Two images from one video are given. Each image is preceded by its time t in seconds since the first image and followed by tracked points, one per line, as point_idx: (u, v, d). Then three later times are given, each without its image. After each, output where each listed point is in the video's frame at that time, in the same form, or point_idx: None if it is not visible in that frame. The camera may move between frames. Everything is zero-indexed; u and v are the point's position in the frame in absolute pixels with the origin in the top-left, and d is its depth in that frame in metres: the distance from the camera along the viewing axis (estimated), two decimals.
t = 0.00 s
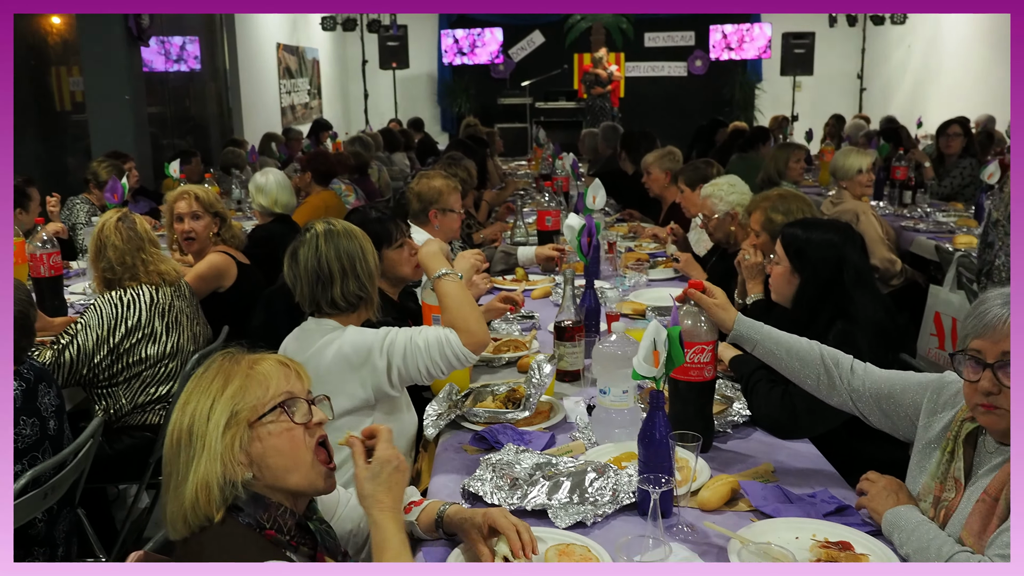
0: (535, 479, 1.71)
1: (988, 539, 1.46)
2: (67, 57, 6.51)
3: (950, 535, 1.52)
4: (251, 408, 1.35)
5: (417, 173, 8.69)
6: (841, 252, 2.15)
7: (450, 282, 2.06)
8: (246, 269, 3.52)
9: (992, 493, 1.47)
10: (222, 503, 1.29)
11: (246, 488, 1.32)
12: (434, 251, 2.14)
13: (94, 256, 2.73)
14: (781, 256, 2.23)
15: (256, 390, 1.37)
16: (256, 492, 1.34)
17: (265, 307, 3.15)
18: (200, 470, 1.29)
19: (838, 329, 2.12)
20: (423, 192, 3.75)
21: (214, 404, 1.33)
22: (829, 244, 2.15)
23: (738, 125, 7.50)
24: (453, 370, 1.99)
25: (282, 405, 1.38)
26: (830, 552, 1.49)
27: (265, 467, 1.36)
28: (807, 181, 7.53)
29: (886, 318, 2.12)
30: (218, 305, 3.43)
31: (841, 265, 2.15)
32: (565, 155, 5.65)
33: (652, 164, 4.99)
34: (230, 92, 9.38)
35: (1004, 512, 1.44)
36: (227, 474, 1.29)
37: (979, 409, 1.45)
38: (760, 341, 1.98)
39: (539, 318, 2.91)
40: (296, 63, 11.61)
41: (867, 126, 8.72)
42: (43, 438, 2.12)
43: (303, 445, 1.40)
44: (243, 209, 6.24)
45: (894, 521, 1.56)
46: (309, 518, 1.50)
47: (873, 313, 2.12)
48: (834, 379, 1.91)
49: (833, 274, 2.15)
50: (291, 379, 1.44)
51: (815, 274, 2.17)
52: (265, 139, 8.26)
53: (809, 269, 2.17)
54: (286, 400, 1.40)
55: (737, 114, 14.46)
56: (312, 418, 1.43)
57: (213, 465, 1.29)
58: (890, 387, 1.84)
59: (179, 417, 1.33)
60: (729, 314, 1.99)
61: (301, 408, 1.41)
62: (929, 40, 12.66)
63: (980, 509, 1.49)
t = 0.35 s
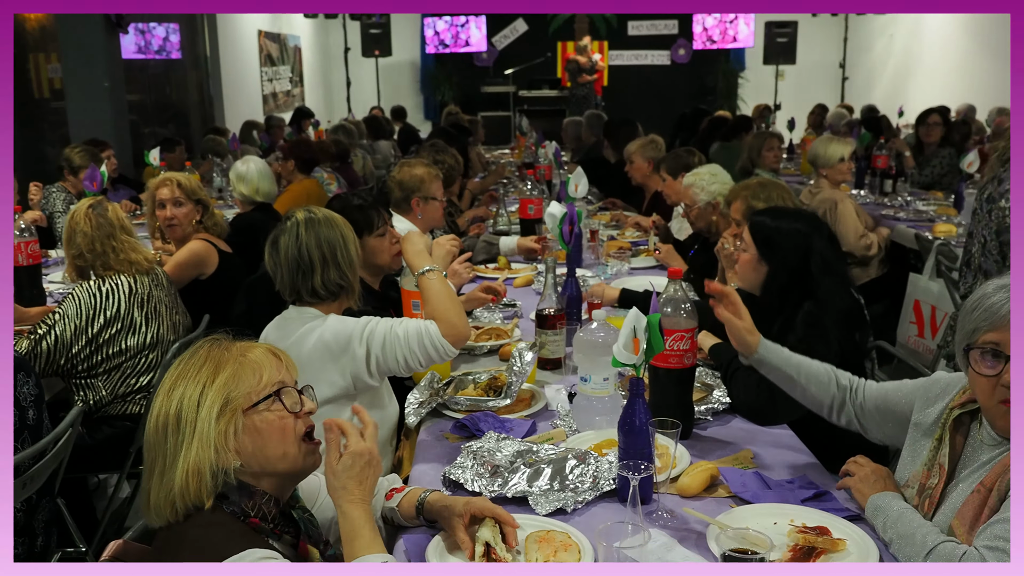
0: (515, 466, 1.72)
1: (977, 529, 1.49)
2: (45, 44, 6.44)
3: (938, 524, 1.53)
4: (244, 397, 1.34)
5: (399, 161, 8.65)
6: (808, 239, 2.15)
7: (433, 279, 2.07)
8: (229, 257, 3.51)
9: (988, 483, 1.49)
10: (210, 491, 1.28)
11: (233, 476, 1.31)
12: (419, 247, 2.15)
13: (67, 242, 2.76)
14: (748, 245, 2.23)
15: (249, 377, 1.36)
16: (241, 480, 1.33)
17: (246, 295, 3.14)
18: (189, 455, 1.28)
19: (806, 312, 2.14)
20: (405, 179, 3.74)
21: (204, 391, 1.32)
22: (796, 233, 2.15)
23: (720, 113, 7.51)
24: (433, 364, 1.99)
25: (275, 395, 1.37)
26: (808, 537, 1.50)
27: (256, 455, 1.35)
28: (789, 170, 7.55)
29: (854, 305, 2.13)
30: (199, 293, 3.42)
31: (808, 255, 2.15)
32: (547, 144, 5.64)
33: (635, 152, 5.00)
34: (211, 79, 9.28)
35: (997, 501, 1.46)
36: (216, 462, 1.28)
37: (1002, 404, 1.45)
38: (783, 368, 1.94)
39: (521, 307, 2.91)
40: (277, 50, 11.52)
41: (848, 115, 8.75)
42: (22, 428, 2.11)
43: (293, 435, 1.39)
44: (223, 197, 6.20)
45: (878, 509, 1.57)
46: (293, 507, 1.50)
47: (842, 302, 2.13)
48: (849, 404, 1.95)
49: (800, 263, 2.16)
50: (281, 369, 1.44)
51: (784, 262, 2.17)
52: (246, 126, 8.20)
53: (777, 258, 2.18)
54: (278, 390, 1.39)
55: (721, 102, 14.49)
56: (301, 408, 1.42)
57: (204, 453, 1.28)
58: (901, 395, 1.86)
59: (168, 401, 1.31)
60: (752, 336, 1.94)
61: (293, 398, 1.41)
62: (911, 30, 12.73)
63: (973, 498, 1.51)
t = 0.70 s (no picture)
0: (496, 460, 1.72)
1: (958, 523, 1.50)
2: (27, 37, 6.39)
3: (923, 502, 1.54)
4: (264, 413, 1.33)
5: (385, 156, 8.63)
6: (765, 238, 2.21)
7: (416, 274, 2.09)
8: (213, 253, 3.51)
9: (966, 483, 1.51)
10: (198, 488, 1.27)
11: (227, 481, 1.30)
12: (400, 242, 2.16)
13: (47, 236, 2.66)
14: (709, 242, 2.31)
15: (275, 395, 1.34)
16: (230, 484, 1.32)
17: (230, 291, 3.13)
18: (190, 451, 1.27)
19: (773, 304, 2.15)
20: (390, 174, 3.75)
21: (224, 394, 1.30)
22: (752, 227, 2.22)
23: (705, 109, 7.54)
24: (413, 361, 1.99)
25: (291, 421, 1.36)
26: (787, 529, 1.51)
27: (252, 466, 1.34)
28: (775, 165, 7.58)
29: (817, 297, 2.15)
30: (181, 289, 3.41)
31: (766, 247, 2.20)
32: (533, 139, 5.64)
33: (622, 147, 5.02)
34: (196, 73, 9.20)
35: (978, 499, 1.48)
36: (217, 465, 1.28)
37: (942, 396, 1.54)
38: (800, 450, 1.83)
39: (505, 301, 2.92)
40: (263, 44, 11.46)
41: (834, 111, 8.77)
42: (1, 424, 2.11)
43: (293, 461, 1.38)
44: (208, 192, 6.18)
45: (870, 487, 1.58)
46: (276, 510, 1.50)
47: (804, 293, 2.15)
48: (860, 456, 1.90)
49: (759, 255, 2.19)
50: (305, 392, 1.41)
51: (744, 256, 2.21)
52: (231, 121, 8.16)
53: (736, 251, 2.22)
54: (294, 417, 1.37)
55: (707, 97, 14.50)
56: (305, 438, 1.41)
57: (206, 455, 1.27)
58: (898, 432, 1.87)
59: (185, 383, 1.30)
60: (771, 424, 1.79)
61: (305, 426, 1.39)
62: (896, 26, 12.78)
63: (952, 495, 1.53)
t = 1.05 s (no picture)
0: (468, 456, 1.73)
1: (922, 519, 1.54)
2: None
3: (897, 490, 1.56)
4: (223, 410, 1.32)
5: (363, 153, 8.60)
6: (734, 236, 2.24)
7: (395, 271, 2.12)
8: (187, 251, 3.50)
9: (926, 488, 1.54)
10: (172, 491, 1.27)
11: (196, 482, 1.30)
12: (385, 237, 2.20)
13: (22, 234, 2.65)
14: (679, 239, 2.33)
15: (234, 392, 1.34)
16: (203, 486, 1.32)
17: (203, 289, 3.12)
18: (157, 456, 1.26)
19: (744, 300, 2.17)
20: (363, 169, 3.75)
21: (184, 394, 1.30)
22: (721, 224, 2.25)
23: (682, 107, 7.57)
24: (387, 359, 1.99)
25: (254, 415, 1.35)
26: (753, 524, 1.53)
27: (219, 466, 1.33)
28: (751, 164, 7.62)
29: (786, 292, 2.17)
30: (155, 287, 3.40)
31: (735, 244, 2.22)
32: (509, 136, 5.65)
33: (598, 145, 5.03)
34: (171, 70, 9.10)
35: (938, 501, 1.52)
36: (183, 467, 1.27)
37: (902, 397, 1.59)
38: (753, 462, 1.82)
39: (480, 298, 2.92)
40: (239, 41, 11.38)
41: (810, 110, 8.84)
42: None
43: (262, 458, 1.38)
44: (183, 189, 6.14)
45: (858, 466, 1.60)
46: (248, 514, 1.50)
47: (774, 290, 2.16)
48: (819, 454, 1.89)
49: (728, 252, 2.22)
50: (269, 385, 1.41)
51: (714, 253, 2.23)
52: (206, 117, 8.10)
53: (707, 248, 2.25)
54: (258, 411, 1.37)
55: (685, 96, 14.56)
56: (276, 433, 1.40)
57: (170, 455, 1.27)
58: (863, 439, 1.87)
59: (151, 387, 1.30)
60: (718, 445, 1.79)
61: (270, 420, 1.39)
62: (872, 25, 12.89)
63: (913, 500, 1.56)
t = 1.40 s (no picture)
0: (432, 457, 1.73)
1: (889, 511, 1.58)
2: None
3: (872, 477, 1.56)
4: (154, 407, 1.32)
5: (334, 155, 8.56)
6: (697, 236, 2.26)
7: (348, 286, 2.02)
8: (151, 252, 3.47)
9: (891, 483, 1.59)
10: (112, 491, 1.26)
11: (137, 480, 1.30)
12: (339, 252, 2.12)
13: None
14: (644, 239, 2.34)
15: (166, 390, 1.33)
16: (150, 483, 1.33)
17: (169, 290, 3.09)
18: (94, 458, 1.26)
19: (706, 300, 2.19)
20: (331, 169, 3.76)
21: (118, 394, 1.30)
22: (684, 224, 2.27)
23: (652, 108, 7.61)
24: (341, 371, 1.96)
25: (188, 412, 1.34)
26: (715, 520, 1.55)
27: (160, 463, 1.33)
28: (721, 166, 7.68)
29: (748, 292, 2.20)
30: (119, 287, 3.38)
31: (698, 245, 2.25)
32: (480, 138, 5.66)
33: (568, 147, 5.06)
34: (140, 70, 9.01)
35: (904, 494, 1.56)
36: (115, 461, 1.26)
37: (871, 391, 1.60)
38: (714, 462, 1.84)
39: (448, 299, 2.93)
40: (209, 41, 11.29)
41: (779, 112, 8.91)
42: None
43: (200, 455, 1.36)
44: (151, 190, 6.08)
45: (839, 453, 1.58)
46: (205, 512, 1.49)
47: (737, 290, 2.20)
48: (779, 450, 1.91)
49: (691, 252, 2.25)
50: (206, 380, 1.40)
51: (678, 253, 2.26)
52: (175, 118, 8.03)
53: (671, 248, 2.27)
54: (191, 408, 1.35)
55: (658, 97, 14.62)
56: (215, 429, 1.39)
57: (104, 457, 1.26)
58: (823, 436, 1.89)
59: (90, 389, 1.30)
60: (679, 450, 1.81)
61: (207, 416, 1.37)
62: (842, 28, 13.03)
63: (883, 491, 1.60)
